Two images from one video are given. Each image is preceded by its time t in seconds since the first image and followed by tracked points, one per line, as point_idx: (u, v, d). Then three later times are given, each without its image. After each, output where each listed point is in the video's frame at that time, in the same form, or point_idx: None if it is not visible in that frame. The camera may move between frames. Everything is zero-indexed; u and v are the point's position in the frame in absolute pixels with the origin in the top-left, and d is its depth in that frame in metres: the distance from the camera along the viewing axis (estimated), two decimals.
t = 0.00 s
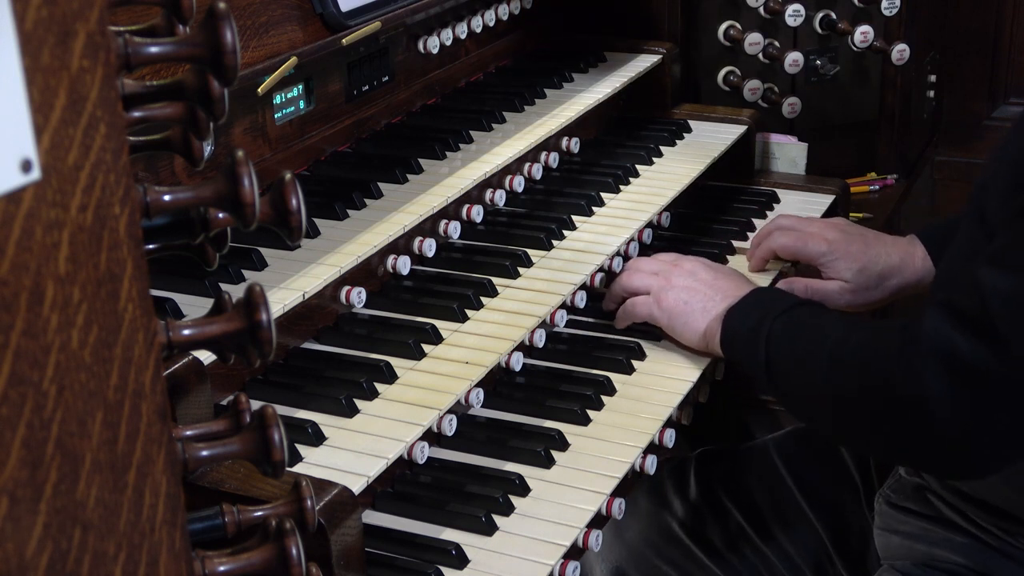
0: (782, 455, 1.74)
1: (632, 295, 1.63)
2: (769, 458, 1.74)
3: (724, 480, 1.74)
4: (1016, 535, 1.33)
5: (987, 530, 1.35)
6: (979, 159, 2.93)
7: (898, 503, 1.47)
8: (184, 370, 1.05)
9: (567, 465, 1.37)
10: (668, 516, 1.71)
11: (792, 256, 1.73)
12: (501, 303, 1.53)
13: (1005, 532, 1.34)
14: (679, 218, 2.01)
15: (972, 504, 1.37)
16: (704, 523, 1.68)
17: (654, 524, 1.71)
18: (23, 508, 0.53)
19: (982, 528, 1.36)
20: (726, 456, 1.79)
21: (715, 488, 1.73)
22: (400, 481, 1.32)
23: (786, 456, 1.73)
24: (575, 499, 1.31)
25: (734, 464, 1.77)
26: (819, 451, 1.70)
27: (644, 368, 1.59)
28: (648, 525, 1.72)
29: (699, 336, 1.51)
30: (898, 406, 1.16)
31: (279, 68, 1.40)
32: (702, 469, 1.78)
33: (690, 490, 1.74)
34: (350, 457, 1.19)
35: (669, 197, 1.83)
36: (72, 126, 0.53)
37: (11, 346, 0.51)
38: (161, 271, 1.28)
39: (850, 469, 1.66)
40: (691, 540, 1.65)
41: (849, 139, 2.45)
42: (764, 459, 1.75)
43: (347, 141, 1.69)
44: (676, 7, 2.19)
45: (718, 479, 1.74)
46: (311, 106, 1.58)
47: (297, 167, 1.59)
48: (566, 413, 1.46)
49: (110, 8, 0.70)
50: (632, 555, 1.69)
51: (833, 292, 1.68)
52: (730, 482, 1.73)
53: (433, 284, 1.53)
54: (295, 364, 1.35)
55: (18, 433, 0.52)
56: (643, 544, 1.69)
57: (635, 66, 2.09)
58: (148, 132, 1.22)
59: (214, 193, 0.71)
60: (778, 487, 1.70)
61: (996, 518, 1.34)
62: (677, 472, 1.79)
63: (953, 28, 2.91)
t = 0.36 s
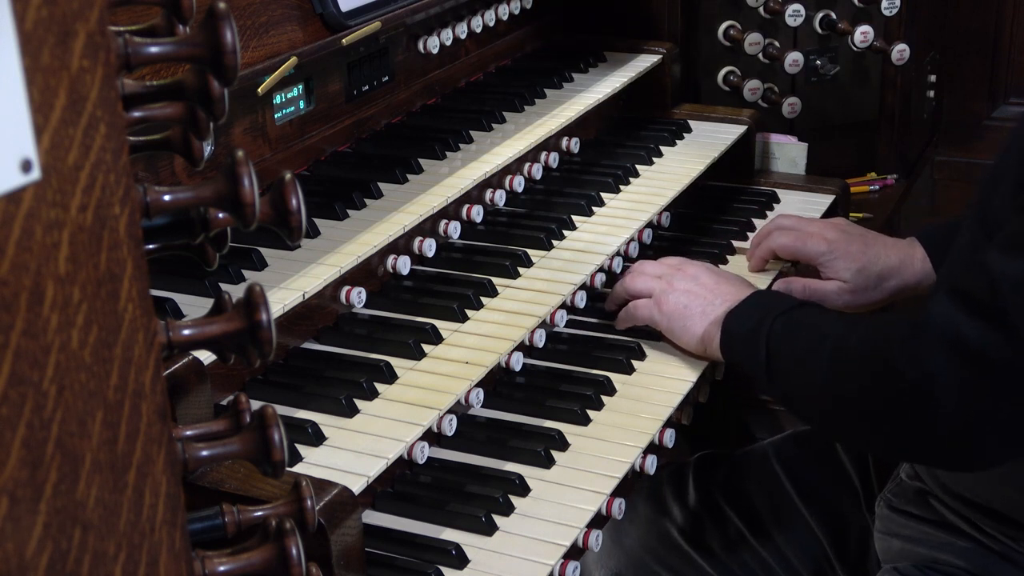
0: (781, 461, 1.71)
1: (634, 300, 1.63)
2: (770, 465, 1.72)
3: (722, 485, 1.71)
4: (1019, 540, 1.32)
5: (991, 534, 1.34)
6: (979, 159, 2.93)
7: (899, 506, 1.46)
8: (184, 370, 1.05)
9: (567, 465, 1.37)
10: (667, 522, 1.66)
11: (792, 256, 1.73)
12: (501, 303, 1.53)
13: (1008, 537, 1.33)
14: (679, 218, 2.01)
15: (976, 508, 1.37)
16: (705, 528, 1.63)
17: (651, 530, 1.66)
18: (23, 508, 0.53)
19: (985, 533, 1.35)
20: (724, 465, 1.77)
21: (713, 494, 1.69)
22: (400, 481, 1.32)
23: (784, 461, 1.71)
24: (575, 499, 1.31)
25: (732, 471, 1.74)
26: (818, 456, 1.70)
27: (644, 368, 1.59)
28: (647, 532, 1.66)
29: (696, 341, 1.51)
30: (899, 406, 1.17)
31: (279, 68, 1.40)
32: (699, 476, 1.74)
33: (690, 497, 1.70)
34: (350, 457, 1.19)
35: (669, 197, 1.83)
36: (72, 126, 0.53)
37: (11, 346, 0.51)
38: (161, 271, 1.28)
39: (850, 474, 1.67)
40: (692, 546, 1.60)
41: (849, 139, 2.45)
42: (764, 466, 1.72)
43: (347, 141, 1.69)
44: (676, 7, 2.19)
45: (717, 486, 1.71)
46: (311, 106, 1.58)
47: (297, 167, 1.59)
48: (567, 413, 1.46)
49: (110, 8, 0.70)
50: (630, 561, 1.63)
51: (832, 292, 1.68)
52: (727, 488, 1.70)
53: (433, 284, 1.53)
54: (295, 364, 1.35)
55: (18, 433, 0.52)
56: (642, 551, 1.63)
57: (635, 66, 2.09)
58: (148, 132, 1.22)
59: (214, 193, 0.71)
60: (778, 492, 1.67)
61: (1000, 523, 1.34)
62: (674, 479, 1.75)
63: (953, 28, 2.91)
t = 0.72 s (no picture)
0: (780, 461, 1.70)
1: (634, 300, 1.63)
2: (770, 465, 1.70)
3: (721, 487, 1.69)
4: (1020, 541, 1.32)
5: (992, 535, 1.35)
6: (979, 159, 2.93)
7: (899, 507, 1.46)
8: (184, 370, 1.05)
9: (567, 465, 1.37)
10: (667, 527, 1.64)
11: (791, 255, 1.74)
12: (501, 303, 1.53)
13: (1009, 537, 1.33)
14: (679, 218, 2.01)
15: (977, 510, 1.37)
16: (705, 532, 1.62)
17: (651, 534, 1.65)
18: (23, 508, 0.53)
19: (986, 533, 1.36)
20: (723, 466, 1.75)
21: (713, 497, 1.68)
22: (400, 481, 1.32)
23: (783, 462, 1.70)
24: (575, 499, 1.31)
25: (731, 472, 1.72)
26: (818, 457, 1.68)
27: (644, 368, 1.59)
28: (648, 536, 1.65)
29: (695, 342, 1.51)
30: (899, 405, 1.17)
31: (279, 68, 1.40)
32: (699, 478, 1.73)
33: (690, 500, 1.69)
34: (350, 457, 1.19)
35: (669, 197, 1.83)
36: (72, 126, 0.53)
37: (11, 346, 0.51)
38: (161, 271, 1.28)
39: (849, 473, 1.65)
40: (692, 550, 1.59)
41: (849, 139, 2.45)
42: (763, 467, 1.71)
43: (347, 141, 1.69)
44: (676, 7, 2.19)
45: (716, 488, 1.69)
46: (311, 106, 1.58)
47: (297, 167, 1.59)
48: (567, 413, 1.46)
49: (110, 8, 0.70)
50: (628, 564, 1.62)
51: (831, 291, 1.68)
52: (726, 490, 1.69)
53: (433, 284, 1.53)
54: (295, 364, 1.35)
55: (18, 433, 0.52)
56: (643, 555, 1.62)
57: (635, 66, 2.09)
58: (148, 132, 1.22)
59: (214, 193, 0.71)
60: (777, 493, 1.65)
61: (1001, 523, 1.34)
62: (674, 482, 1.74)
63: (953, 27, 2.91)
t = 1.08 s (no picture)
0: (778, 462, 1.70)
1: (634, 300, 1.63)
2: (768, 466, 1.70)
3: (720, 488, 1.69)
4: (1020, 542, 1.32)
5: (992, 536, 1.34)
6: (979, 159, 2.93)
7: (898, 508, 1.46)
8: (184, 370, 1.05)
9: (567, 465, 1.37)
10: (667, 529, 1.64)
11: (791, 255, 1.74)
12: (501, 303, 1.53)
13: (1009, 538, 1.33)
14: (679, 218, 2.02)
15: (977, 513, 1.36)
16: (704, 534, 1.62)
17: (651, 536, 1.64)
18: (23, 508, 0.53)
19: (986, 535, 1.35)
20: (722, 468, 1.75)
21: (712, 498, 1.68)
22: (400, 481, 1.32)
23: (781, 463, 1.69)
24: (575, 499, 1.31)
25: (730, 473, 1.72)
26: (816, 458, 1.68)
27: (644, 368, 1.59)
28: (647, 538, 1.64)
29: (694, 344, 1.51)
30: (899, 405, 1.16)
31: (279, 68, 1.40)
32: (697, 479, 1.73)
33: (688, 501, 1.68)
34: (350, 457, 1.19)
35: (669, 197, 1.83)
36: (72, 126, 0.53)
37: (11, 346, 0.51)
38: (161, 271, 1.28)
39: (846, 472, 1.64)
40: (692, 553, 1.59)
41: (849, 139, 2.45)
42: (761, 468, 1.71)
43: (347, 141, 1.69)
44: (676, 7, 2.19)
45: (715, 489, 1.69)
46: (311, 106, 1.58)
47: (297, 167, 1.59)
48: (567, 413, 1.46)
49: (110, 8, 0.70)
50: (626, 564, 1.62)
51: (830, 290, 1.68)
52: (725, 491, 1.69)
53: (433, 284, 1.53)
54: (296, 364, 1.35)
55: (18, 433, 0.52)
56: (642, 557, 1.61)
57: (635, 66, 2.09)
58: (148, 132, 1.22)
59: (214, 193, 0.71)
60: (775, 494, 1.65)
61: (1000, 525, 1.34)
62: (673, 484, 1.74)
63: (953, 28, 2.91)
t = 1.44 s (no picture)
0: (776, 463, 1.69)
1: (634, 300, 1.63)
2: (766, 467, 1.70)
3: (718, 490, 1.69)
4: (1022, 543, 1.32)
5: (992, 538, 1.34)
6: (979, 159, 2.93)
7: (897, 510, 1.46)
8: (184, 370, 1.05)
9: (567, 465, 1.37)
10: (667, 532, 1.64)
11: (790, 254, 1.74)
12: (501, 303, 1.53)
13: (1010, 540, 1.33)
14: (679, 218, 2.02)
15: (977, 514, 1.36)
16: (703, 536, 1.62)
17: (651, 538, 1.65)
18: (23, 508, 0.53)
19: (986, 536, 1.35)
20: (721, 470, 1.75)
21: (711, 500, 1.67)
22: (400, 481, 1.32)
23: (779, 464, 1.69)
24: (575, 499, 1.31)
25: (728, 475, 1.72)
26: (814, 459, 1.67)
27: (644, 368, 1.59)
28: (647, 542, 1.64)
29: (692, 344, 1.51)
30: (898, 404, 1.16)
31: (279, 68, 1.40)
32: (696, 482, 1.73)
33: (687, 503, 1.68)
34: (350, 457, 1.19)
35: (669, 197, 1.83)
36: (72, 126, 0.53)
37: (11, 346, 0.51)
38: (161, 271, 1.28)
39: (845, 474, 1.64)
40: (692, 555, 1.59)
41: (849, 139, 2.45)
42: (759, 469, 1.70)
43: (347, 141, 1.69)
44: (676, 7, 2.19)
45: (714, 491, 1.69)
46: (311, 106, 1.58)
47: (297, 167, 1.59)
48: (567, 413, 1.46)
49: (110, 8, 0.70)
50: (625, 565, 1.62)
51: (828, 289, 1.68)
52: (722, 492, 1.69)
53: (433, 284, 1.53)
54: (296, 365, 1.35)
55: (18, 433, 0.52)
56: (643, 561, 1.61)
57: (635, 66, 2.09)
58: (147, 132, 1.22)
59: (213, 193, 0.71)
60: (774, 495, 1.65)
61: (1001, 526, 1.33)
62: (672, 487, 1.74)
63: (953, 27, 2.90)
